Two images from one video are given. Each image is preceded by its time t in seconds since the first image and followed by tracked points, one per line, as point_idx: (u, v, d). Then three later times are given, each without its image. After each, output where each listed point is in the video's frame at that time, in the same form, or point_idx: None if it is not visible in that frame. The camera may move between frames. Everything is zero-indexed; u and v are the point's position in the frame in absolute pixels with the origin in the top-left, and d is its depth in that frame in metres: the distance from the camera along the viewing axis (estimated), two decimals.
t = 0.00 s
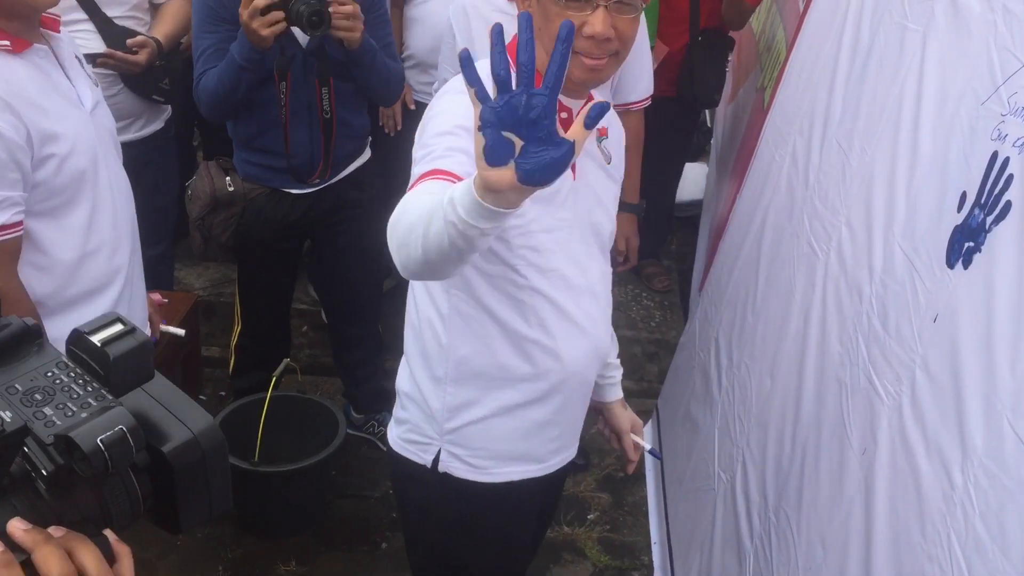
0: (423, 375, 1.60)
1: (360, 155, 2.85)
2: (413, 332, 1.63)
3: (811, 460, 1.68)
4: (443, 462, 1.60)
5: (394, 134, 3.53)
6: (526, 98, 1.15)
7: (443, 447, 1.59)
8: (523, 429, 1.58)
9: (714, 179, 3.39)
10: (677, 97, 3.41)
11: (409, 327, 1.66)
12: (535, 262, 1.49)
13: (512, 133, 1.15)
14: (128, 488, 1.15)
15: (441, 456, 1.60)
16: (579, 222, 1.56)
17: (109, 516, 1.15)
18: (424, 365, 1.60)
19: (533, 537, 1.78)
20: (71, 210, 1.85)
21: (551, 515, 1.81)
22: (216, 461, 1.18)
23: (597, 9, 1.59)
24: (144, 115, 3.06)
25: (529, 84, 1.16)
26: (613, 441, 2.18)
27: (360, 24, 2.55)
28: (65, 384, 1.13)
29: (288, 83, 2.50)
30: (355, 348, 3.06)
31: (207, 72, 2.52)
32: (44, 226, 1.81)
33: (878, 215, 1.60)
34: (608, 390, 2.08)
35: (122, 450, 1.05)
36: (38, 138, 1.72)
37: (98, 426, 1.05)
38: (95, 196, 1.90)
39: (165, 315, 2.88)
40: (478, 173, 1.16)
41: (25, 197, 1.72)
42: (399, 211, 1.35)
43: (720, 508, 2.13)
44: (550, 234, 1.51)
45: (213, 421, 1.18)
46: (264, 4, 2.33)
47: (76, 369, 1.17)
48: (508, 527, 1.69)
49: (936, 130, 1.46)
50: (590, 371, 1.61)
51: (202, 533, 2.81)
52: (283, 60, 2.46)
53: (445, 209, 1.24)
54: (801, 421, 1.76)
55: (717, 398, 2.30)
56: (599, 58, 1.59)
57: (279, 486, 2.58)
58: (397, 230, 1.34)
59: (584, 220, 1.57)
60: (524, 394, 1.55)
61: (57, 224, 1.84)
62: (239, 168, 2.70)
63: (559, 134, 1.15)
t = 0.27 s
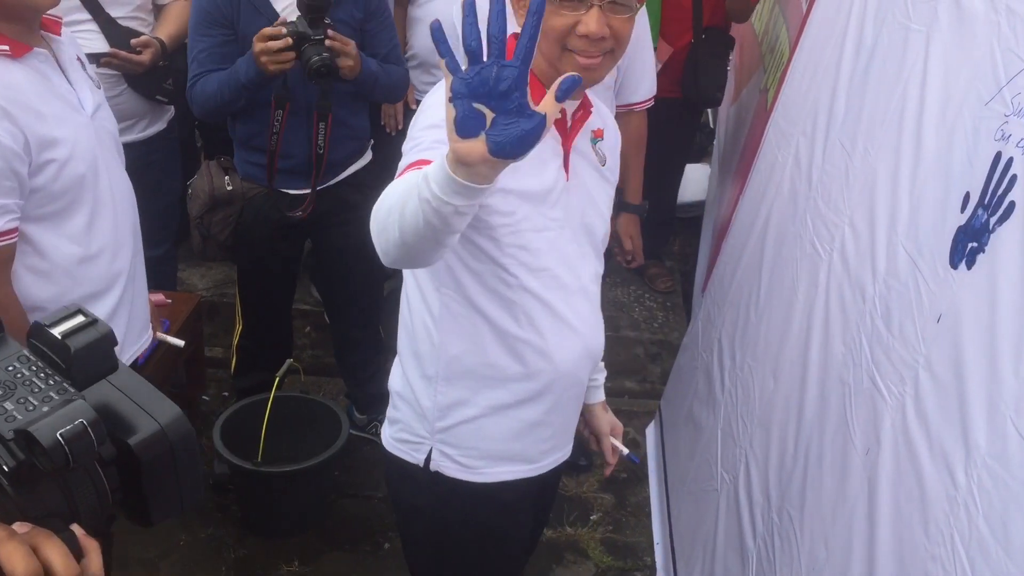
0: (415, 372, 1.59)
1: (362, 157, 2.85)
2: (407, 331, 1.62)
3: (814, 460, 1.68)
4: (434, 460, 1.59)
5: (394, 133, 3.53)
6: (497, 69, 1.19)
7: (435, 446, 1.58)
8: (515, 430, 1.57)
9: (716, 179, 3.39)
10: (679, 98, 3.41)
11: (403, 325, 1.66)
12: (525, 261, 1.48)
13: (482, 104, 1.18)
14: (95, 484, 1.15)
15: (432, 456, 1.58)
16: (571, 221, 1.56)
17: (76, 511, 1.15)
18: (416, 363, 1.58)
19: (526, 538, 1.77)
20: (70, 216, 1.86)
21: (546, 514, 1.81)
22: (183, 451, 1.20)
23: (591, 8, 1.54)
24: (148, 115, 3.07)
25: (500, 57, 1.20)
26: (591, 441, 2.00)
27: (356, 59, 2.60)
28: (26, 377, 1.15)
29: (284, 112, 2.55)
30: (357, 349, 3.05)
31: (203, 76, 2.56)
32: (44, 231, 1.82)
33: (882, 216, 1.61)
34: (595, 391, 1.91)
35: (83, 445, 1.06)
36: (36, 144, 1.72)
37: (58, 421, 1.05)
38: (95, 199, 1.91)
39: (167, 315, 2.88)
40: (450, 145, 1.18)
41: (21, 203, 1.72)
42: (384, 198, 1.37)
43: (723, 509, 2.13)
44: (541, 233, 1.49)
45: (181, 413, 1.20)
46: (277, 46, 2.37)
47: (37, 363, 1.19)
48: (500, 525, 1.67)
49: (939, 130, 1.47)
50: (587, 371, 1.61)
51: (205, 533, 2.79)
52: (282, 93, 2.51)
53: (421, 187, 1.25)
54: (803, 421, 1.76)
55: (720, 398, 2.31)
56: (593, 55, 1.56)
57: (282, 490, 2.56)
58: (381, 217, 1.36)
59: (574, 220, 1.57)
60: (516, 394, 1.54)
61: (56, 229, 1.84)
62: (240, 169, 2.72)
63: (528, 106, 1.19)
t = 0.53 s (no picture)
0: (403, 379, 1.60)
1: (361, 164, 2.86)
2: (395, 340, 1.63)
3: (816, 466, 1.68)
4: (422, 469, 1.59)
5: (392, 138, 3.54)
6: (478, 71, 1.20)
7: (423, 454, 1.58)
8: (502, 439, 1.56)
9: (716, 186, 3.40)
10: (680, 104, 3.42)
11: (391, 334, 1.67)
12: (514, 268, 1.48)
13: (463, 106, 1.19)
14: (66, 493, 1.15)
15: (421, 464, 1.58)
16: (562, 229, 1.56)
17: (44, 518, 1.15)
18: (405, 372, 1.59)
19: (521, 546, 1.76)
20: (71, 225, 1.86)
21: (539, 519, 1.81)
22: (151, 457, 1.19)
23: (584, 17, 1.53)
24: (149, 123, 3.08)
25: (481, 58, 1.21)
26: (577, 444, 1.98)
27: (362, 98, 2.69)
28: None
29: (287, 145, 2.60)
30: (356, 356, 3.05)
31: (194, 81, 2.56)
32: (47, 240, 1.82)
33: (883, 223, 1.61)
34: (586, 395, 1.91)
35: (44, 452, 1.06)
36: (39, 152, 1.72)
37: (19, 428, 1.05)
38: (96, 206, 1.91)
39: (169, 322, 2.88)
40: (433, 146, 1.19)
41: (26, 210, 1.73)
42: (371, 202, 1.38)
43: (725, 515, 2.13)
44: (531, 241, 1.49)
45: (149, 419, 1.18)
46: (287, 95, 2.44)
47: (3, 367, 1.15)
48: (495, 535, 1.66)
49: (939, 137, 1.47)
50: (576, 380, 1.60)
51: (207, 539, 2.76)
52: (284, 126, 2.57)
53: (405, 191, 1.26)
54: (805, 426, 1.76)
55: (722, 404, 2.31)
56: (585, 65, 1.53)
57: (281, 498, 2.56)
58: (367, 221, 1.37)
59: (564, 229, 1.57)
60: (505, 402, 1.54)
61: (58, 238, 1.84)
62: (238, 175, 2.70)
63: (509, 108, 1.20)
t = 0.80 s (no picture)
0: (398, 399, 1.60)
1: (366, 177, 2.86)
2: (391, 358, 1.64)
3: (825, 476, 1.68)
4: (416, 488, 1.59)
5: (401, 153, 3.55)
6: (460, 90, 1.22)
7: (416, 473, 1.58)
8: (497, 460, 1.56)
9: (723, 197, 3.40)
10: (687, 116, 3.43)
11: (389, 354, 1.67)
12: (510, 283, 1.47)
13: (447, 125, 1.20)
14: (63, 505, 1.12)
15: (414, 483, 1.59)
16: (558, 246, 1.55)
17: (43, 532, 1.12)
18: (399, 390, 1.60)
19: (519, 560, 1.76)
20: (81, 236, 1.87)
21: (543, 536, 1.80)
22: (152, 469, 1.18)
23: (577, 33, 1.49)
24: (158, 136, 3.10)
25: (463, 79, 1.24)
26: (590, 458, 1.97)
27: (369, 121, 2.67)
28: None
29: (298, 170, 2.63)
30: (364, 369, 3.05)
31: (201, 99, 2.58)
32: (57, 252, 1.83)
33: (891, 232, 1.61)
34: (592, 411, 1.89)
35: (41, 463, 1.05)
36: (50, 162, 1.74)
37: (16, 439, 1.04)
38: (105, 218, 1.92)
39: (177, 334, 2.89)
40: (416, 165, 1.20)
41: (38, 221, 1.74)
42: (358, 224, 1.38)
43: (734, 526, 2.13)
44: (522, 259, 1.48)
45: (149, 433, 1.18)
46: (293, 125, 2.48)
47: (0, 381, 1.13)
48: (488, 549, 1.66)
49: (946, 147, 1.47)
50: (574, 400, 1.58)
51: (215, 551, 2.75)
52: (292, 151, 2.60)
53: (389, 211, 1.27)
54: (814, 436, 1.76)
55: (730, 415, 2.31)
56: (578, 80, 1.51)
57: (289, 510, 2.56)
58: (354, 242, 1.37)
59: (560, 246, 1.56)
60: (498, 423, 1.53)
61: (68, 250, 1.85)
62: (246, 189, 2.72)
63: (491, 127, 1.21)
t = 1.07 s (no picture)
0: (396, 417, 1.62)
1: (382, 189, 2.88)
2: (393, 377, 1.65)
3: (847, 486, 1.68)
4: (410, 508, 1.60)
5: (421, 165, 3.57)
6: (453, 109, 1.23)
7: (411, 493, 1.59)
8: (491, 483, 1.55)
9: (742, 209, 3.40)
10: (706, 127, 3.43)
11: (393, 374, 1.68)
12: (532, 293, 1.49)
13: (439, 144, 1.22)
14: (90, 511, 1.14)
15: (409, 503, 1.60)
16: (559, 268, 1.55)
17: (67, 536, 1.13)
18: (396, 410, 1.61)
19: None
20: (108, 242, 1.89)
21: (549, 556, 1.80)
22: (171, 476, 1.17)
23: (575, 48, 1.50)
24: (181, 147, 3.13)
25: (456, 98, 1.25)
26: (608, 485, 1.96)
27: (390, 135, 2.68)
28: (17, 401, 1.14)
29: (318, 183, 2.66)
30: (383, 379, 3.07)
31: (225, 112, 2.61)
32: (86, 257, 1.86)
33: (913, 243, 1.61)
34: (605, 436, 1.89)
35: (68, 470, 1.06)
36: (81, 167, 1.77)
37: (46, 446, 1.05)
38: (132, 227, 1.95)
39: (200, 343, 2.92)
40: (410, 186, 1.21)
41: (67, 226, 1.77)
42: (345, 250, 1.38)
43: (754, 537, 2.12)
44: (519, 279, 1.48)
45: (172, 440, 1.17)
46: (318, 137, 2.51)
47: (29, 388, 1.15)
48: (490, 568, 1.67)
49: (969, 157, 1.47)
50: (576, 425, 1.57)
51: (236, 559, 2.77)
52: (314, 164, 2.63)
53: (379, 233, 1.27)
54: (835, 447, 1.76)
55: (750, 426, 2.30)
56: (577, 95, 1.52)
57: (308, 520, 2.56)
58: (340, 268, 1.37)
59: (564, 263, 1.56)
60: (492, 446, 1.53)
61: (96, 255, 1.88)
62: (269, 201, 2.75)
63: (483, 147, 1.23)
